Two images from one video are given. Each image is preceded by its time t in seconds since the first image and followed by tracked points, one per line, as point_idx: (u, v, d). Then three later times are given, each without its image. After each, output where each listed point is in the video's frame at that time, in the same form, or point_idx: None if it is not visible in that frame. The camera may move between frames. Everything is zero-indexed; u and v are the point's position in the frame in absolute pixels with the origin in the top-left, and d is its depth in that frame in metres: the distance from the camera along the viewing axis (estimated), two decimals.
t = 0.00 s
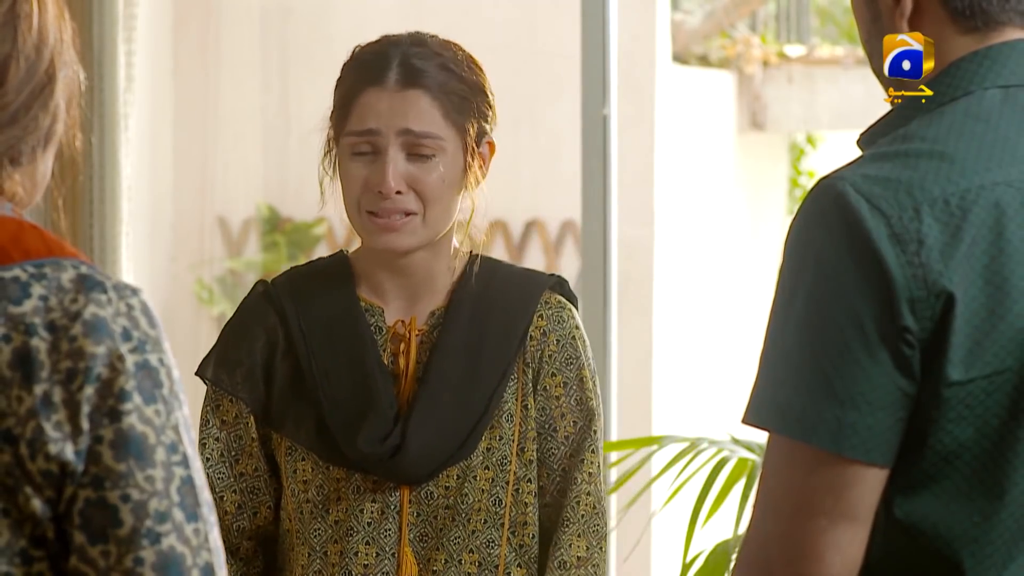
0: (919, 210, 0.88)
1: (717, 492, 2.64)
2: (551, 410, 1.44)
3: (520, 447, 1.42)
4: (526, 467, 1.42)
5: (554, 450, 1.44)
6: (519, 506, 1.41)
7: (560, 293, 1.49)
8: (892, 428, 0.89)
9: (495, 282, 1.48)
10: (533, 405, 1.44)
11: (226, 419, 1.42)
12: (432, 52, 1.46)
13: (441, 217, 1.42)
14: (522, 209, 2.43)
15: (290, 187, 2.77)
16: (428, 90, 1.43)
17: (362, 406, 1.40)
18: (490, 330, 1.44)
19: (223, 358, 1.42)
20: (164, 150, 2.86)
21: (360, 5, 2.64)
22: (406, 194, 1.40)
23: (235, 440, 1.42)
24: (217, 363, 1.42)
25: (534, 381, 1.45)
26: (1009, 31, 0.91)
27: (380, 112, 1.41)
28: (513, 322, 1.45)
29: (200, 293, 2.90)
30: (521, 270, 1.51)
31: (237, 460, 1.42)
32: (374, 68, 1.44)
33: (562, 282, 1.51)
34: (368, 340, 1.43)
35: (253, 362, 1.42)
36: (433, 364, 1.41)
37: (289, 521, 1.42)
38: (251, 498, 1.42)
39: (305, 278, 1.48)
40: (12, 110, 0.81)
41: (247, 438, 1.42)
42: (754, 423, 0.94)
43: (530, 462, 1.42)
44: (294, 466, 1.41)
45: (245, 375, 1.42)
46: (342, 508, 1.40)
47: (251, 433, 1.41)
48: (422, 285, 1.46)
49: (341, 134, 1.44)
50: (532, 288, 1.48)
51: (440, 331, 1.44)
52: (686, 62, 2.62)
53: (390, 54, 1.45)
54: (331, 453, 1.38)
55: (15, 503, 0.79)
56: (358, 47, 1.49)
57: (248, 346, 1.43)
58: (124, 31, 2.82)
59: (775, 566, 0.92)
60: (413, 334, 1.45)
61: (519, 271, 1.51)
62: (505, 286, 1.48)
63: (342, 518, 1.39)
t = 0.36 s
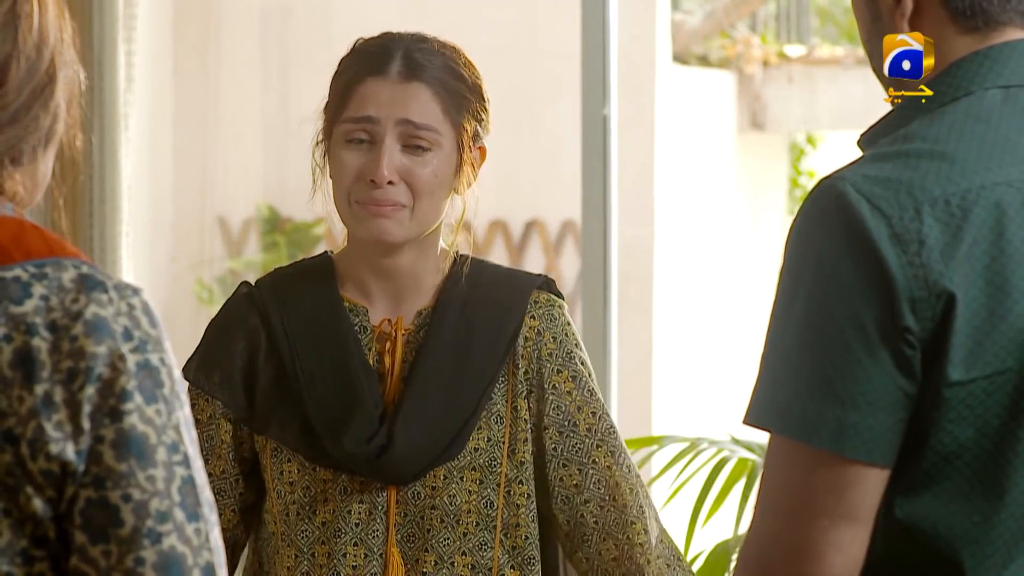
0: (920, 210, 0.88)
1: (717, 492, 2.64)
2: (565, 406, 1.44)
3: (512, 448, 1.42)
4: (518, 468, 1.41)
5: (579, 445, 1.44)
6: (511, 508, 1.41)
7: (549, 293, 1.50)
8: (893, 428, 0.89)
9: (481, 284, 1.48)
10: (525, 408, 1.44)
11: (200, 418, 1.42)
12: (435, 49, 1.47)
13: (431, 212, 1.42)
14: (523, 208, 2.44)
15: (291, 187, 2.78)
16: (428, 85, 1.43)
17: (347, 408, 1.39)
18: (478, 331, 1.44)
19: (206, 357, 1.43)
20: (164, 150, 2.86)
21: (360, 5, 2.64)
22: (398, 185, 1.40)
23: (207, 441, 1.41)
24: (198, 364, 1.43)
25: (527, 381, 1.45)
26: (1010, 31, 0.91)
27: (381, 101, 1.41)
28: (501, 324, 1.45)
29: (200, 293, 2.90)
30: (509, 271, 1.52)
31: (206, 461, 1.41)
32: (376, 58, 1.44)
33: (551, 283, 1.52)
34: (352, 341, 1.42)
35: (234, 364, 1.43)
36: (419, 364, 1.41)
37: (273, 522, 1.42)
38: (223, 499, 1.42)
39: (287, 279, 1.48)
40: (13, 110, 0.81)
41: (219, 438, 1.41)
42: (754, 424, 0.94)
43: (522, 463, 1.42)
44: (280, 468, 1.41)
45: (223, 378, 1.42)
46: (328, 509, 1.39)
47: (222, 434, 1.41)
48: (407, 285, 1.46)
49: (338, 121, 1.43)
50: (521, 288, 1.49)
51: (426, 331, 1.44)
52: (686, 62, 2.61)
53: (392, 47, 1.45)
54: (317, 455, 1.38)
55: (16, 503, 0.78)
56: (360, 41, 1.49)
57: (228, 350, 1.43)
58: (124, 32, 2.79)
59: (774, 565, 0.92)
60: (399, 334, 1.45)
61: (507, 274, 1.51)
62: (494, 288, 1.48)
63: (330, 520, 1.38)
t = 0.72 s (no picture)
0: (922, 211, 0.88)
1: (717, 492, 2.64)
2: (529, 411, 1.44)
3: (506, 446, 1.43)
4: (508, 467, 1.43)
5: (564, 441, 1.45)
6: (500, 506, 1.43)
7: (547, 295, 1.50)
8: (894, 428, 0.89)
9: (480, 283, 1.48)
10: (518, 407, 1.44)
11: (219, 422, 1.41)
12: (437, 53, 1.47)
13: (441, 217, 1.43)
14: (524, 207, 2.45)
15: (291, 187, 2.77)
16: (435, 91, 1.43)
17: (348, 405, 1.39)
18: (477, 329, 1.44)
19: (208, 358, 1.42)
20: (165, 150, 2.86)
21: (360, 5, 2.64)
22: (412, 193, 1.40)
23: (230, 442, 1.41)
24: (202, 364, 1.42)
25: (522, 382, 1.45)
26: (1011, 31, 0.91)
27: (390, 110, 1.41)
28: (500, 322, 1.45)
29: (200, 293, 2.90)
30: (504, 270, 1.51)
31: (233, 463, 1.41)
32: (381, 66, 1.43)
33: (549, 283, 1.52)
34: (352, 337, 1.42)
35: (238, 363, 1.42)
36: (418, 362, 1.41)
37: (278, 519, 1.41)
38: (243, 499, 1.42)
39: (289, 279, 1.47)
40: (13, 110, 0.81)
41: (241, 439, 1.41)
42: (757, 424, 0.93)
43: (513, 462, 1.43)
44: (280, 464, 1.40)
45: (231, 377, 1.41)
46: (327, 505, 1.39)
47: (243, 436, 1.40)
48: (408, 284, 1.46)
49: (345, 131, 1.43)
50: (519, 287, 1.49)
51: (426, 329, 1.44)
52: (686, 62, 2.61)
53: (396, 53, 1.44)
54: (320, 452, 1.38)
55: (18, 503, 0.78)
56: (360, 45, 1.47)
57: (234, 348, 1.42)
58: (124, 31, 2.77)
59: (776, 565, 0.92)
60: (400, 332, 1.45)
61: (506, 274, 1.51)
62: (492, 288, 1.48)
63: (329, 516, 1.38)
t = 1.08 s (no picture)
0: (923, 211, 0.87)
1: (716, 492, 2.64)
2: (545, 411, 1.45)
3: (510, 447, 1.43)
4: (514, 467, 1.43)
5: (551, 451, 1.45)
6: (502, 507, 1.41)
7: (550, 294, 1.50)
8: (895, 429, 0.89)
9: (482, 282, 1.48)
10: (524, 407, 1.44)
11: (203, 415, 1.40)
12: (442, 50, 1.47)
13: (441, 212, 1.43)
14: (524, 207, 2.44)
15: (291, 186, 2.77)
16: (438, 87, 1.43)
17: (348, 405, 1.38)
18: (481, 329, 1.44)
19: (205, 351, 1.42)
20: (164, 150, 2.86)
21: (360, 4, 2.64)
22: (410, 186, 1.40)
23: (210, 436, 1.40)
24: (197, 356, 1.42)
25: (527, 382, 1.45)
26: (1013, 31, 0.91)
27: (393, 103, 1.41)
28: (504, 323, 1.45)
29: (200, 293, 2.90)
30: (508, 269, 1.51)
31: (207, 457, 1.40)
32: (386, 60, 1.44)
33: (552, 281, 1.51)
34: (353, 334, 1.42)
35: (236, 359, 1.42)
36: (421, 360, 1.41)
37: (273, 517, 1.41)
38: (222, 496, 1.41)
39: (287, 275, 1.47)
40: (14, 110, 0.81)
41: (222, 434, 1.40)
42: (758, 425, 0.93)
43: (518, 463, 1.43)
44: (280, 462, 1.40)
45: (227, 372, 1.41)
46: (330, 504, 1.39)
47: (225, 430, 1.40)
48: (410, 283, 1.45)
49: (347, 123, 1.43)
50: (523, 288, 1.48)
51: (428, 328, 1.44)
52: (686, 62, 2.61)
53: (400, 48, 1.45)
54: (319, 450, 1.38)
55: (19, 503, 0.78)
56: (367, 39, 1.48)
57: (232, 344, 1.42)
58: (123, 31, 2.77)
59: (778, 565, 0.92)
60: (401, 329, 1.45)
61: (509, 273, 1.50)
62: (495, 287, 1.47)
63: (331, 514, 1.38)
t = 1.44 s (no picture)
0: (922, 211, 0.87)
1: (716, 491, 2.64)
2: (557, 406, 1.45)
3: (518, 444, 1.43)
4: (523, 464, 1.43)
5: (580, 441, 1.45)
6: (513, 503, 1.42)
7: (554, 290, 1.50)
8: (895, 429, 0.89)
9: (487, 279, 1.48)
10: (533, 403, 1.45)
11: (208, 418, 1.39)
12: (434, 52, 1.47)
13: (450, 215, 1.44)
14: (523, 207, 2.44)
15: (291, 187, 2.77)
16: (436, 90, 1.43)
17: (359, 404, 1.39)
18: (486, 328, 1.44)
19: (210, 356, 1.41)
20: (164, 150, 2.86)
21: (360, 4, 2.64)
22: (421, 193, 1.41)
23: (216, 441, 1.38)
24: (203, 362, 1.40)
25: (536, 377, 1.46)
26: (1012, 31, 0.91)
27: (394, 112, 1.41)
28: (511, 321, 1.45)
29: (200, 293, 2.90)
30: (511, 266, 1.51)
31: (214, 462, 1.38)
32: (380, 69, 1.43)
33: (555, 278, 1.52)
34: (359, 334, 1.42)
35: (241, 362, 1.41)
36: (433, 355, 1.41)
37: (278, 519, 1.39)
38: (225, 498, 1.38)
39: (289, 277, 1.47)
40: (14, 110, 0.81)
41: (228, 439, 1.39)
42: (758, 425, 0.93)
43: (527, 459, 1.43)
44: (289, 466, 1.39)
45: (233, 376, 1.40)
46: (340, 506, 1.38)
47: (231, 434, 1.38)
48: (414, 283, 1.45)
49: (349, 137, 1.43)
50: (529, 287, 1.48)
51: (434, 326, 1.44)
52: (686, 62, 2.61)
53: (393, 54, 1.44)
54: (327, 451, 1.38)
55: (20, 503, 0.78)
56: (357, 47, 1.47)
57: (237, 344, 1.41)
58: (124, 32, 2.82)
59: (778, 566, 0.92)
60: (408, 328, 1.45)
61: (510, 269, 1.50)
62: (502, 284, 1.48)
63: (341, 517, 1.38)
